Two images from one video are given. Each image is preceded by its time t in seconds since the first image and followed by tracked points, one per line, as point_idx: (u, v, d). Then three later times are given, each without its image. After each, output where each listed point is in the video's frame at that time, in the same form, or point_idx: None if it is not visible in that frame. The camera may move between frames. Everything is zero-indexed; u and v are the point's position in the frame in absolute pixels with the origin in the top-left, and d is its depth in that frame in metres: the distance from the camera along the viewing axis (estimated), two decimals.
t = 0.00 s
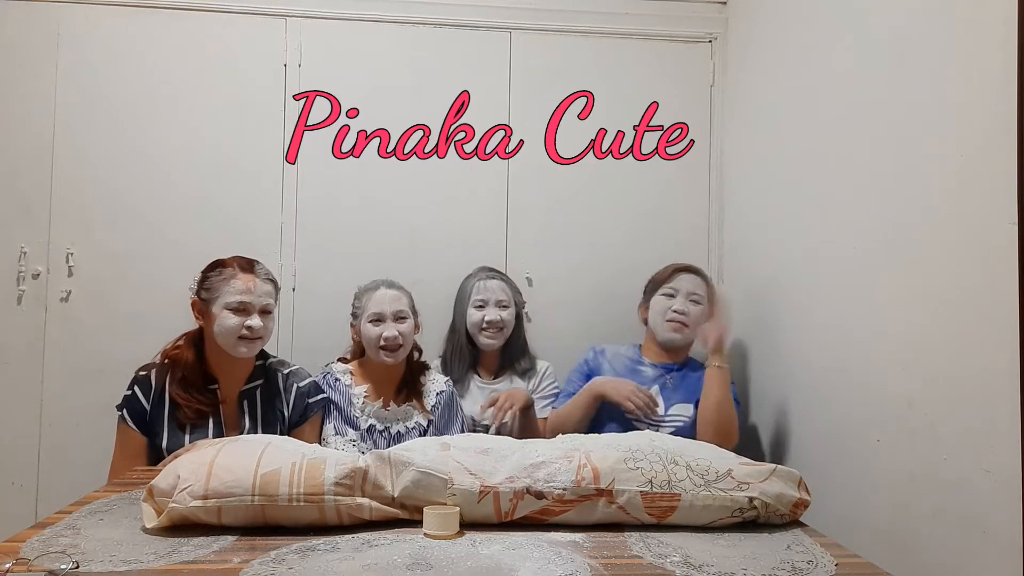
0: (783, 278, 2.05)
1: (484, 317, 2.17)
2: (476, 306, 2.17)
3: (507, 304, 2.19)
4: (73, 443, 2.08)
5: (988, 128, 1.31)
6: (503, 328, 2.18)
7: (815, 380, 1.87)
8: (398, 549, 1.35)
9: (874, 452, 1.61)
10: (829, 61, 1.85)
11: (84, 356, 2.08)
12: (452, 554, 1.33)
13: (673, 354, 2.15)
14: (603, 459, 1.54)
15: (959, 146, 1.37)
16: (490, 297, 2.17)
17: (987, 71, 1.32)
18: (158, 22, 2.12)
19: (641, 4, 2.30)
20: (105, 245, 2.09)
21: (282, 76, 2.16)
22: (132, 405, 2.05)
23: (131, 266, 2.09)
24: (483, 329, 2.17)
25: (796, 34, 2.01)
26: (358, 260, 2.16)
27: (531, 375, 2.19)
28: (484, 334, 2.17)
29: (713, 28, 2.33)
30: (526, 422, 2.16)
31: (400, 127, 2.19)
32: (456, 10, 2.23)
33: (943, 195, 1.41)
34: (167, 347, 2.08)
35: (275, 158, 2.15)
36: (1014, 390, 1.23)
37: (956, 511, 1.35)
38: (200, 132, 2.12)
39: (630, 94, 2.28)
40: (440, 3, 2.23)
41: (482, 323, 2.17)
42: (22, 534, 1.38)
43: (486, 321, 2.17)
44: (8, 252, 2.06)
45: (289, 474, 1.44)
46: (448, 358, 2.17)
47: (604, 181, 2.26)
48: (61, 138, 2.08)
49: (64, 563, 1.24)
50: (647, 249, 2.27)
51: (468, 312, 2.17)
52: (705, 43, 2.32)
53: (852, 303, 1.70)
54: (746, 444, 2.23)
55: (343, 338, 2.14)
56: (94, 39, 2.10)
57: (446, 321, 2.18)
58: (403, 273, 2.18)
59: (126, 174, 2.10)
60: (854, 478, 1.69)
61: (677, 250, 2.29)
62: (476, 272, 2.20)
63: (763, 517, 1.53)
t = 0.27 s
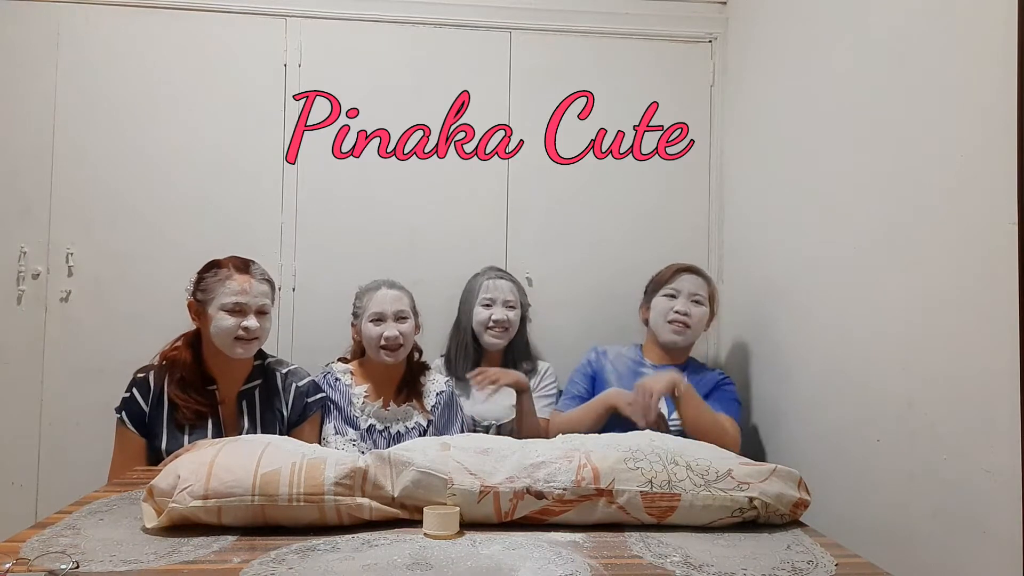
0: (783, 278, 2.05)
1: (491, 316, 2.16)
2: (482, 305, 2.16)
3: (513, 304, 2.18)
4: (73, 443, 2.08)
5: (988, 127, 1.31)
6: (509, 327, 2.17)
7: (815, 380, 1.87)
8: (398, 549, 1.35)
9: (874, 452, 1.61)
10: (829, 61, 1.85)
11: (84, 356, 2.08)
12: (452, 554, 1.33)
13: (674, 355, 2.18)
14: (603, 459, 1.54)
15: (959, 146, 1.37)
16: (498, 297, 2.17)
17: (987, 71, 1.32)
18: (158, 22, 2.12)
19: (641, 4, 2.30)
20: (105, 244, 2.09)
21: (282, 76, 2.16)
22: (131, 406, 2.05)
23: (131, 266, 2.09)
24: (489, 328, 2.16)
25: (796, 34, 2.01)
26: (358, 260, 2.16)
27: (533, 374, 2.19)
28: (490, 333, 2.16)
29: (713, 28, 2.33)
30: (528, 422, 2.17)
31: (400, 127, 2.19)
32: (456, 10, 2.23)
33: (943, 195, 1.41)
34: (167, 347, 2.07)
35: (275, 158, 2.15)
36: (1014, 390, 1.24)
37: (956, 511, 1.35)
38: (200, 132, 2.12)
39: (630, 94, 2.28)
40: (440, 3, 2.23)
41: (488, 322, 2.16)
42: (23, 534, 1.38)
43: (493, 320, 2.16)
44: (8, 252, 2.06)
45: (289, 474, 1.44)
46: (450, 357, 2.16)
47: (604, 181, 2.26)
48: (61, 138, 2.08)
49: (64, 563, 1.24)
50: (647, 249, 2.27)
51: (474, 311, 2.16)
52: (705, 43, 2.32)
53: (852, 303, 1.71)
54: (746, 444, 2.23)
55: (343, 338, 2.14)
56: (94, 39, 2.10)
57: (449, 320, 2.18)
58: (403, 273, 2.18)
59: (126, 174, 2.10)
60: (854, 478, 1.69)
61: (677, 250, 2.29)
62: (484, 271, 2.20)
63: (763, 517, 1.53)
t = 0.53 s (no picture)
0: (783, 277, 2.05)
1: (492, 319, 2.19)
2: (483, 307, 2.19)
3: (516, 309, 2.21)
4: (73, 442, 2.08)
5: (988, 127, 1.31)
6: (509, 332, 2.20)
7: (816, 380, 1.86)
8: (398, 549, 1.35)
9: (874, 452, 1.61)
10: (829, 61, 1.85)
11: (84, 356, 2.08)
12: (452, 554, 1.33)
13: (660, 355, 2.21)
14: (603, 459, 1.54)
15: (959, 146, 1.37)
16: (499, 299, 2.20)
17: (987, 71, 1.32)
18: (159, 22, 2.12)
19: (641, 4, 2.30)
20: (105, 244, 2.08)
21: (283, 75, 2.16)
22: (131, 406, 2.08)
23: (131, 266, 2.09)
24: (489, 331, 2.19)
25: (796, 34, 2.01)
26: (358, 260, 2.16)
27: (531, 375, 2.20)
28: (490, 335, 2.19)
29: (713, 28, 2.33)
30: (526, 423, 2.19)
31: (400, 127, 2.19)
32: (455, 10, 2.23)
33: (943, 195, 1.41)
34: (166, 347, 2.08)
35: (275, 158, 2.15)
36: (1014, 390, 1.24)
37: (956, 511, 1.35)
38: (200, 132, 2.12)
39: (630, 94, 2.28)
40: (440, 3, 2.23)
41: (489, 324, 2.19)
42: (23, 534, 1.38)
43: (493, 323, 2.19)
44: (9, 252, 2.06)
45: (289, 473, 1.44)
46: (450, 357, 2.18)
47: (604, 181, 2.26)
48: (61, 138, 2.08)
49: (63, 563, 1.24)
50: (647, 249, 2.27)
51: (475, 314, 2.19)
52: (705, 43, 2.32)
53: (852, 304, 1.71)
54: (746, 444, 2.23)
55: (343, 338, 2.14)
56: (94, 39, 2.10)
57: (450, 319, 2.18)
58: (403, 273, 2.18)
59: (127, 174, 2.10)
60: (854, 478, 1.69)
61: (677, 250, 2.29)
62: (487, 272, 2.21)
63: (763, 517, 1.53)
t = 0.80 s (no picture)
0: (784, 277, 2.05)
1: (493, 321, 2.19)
2: (484, 309, 2.19)
3: (515, 311, 2.21)
4: (73, 442, 2.08)
5: (989, 127, 1.31)
6: (508, 334, 2.20)
7: (816, 380, 1.86)
8: (398, 549, 1.35)
9: (875, 452, 1.61)
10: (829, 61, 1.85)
11: (84, 356, 2.08)
12: (452, 554, 1.32)
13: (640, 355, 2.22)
14: (603, 459, 1.54)
15: (959, 146, 1.37)
16: (500, 301, 2.20)
17: (987, 71, 1.32)
18: (158, 22, 2.12)
19: (641, 4, 2.30)
20: (105, 244, 2.08)
21: (282, 75, 2.16)
22: (131, 407, 2.08)
23: (131, 266, 2.09)
24: (489, 333, 2.19)
25: (796, 34, 2.01)
26: (357, 260, 2.16)
27: (535, 379, 2.21)
28: (489, 337, 2.19)
29: (713, 28, 2.32)
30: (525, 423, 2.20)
31: (400, 127, 2.19)
32: (456, 10, 2.23)
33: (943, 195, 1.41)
34: (166, 346, 2.09)
35: (275, 158, 2.15)
36: (1014, 390, 1.24)
37: (956, 511, 1.35)
38: (200, 132, 2.12)
39: (630, 94, 2.28)
40: (440, 3, 2.23)
41: (489, 326, 2.19)
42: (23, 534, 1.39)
43: (493, 325, 2.19)
44: (9, 252, 2.06)
45: (289, 473, 1.44)
46: (450, 358, 2.18)
47: (604, 181, 2.26)
48: (61, 138, 2.08)
49: (64, 563, 1.24)
50: (647, 249, 2.27)
51: (476, 315, 2.19)
52: (705, 43, 2.32)
53: (852, 304, 1.71)
54: (746, 444, 2.23)
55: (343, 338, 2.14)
56: (94, 39, 2.10)
57: (450, 320, 2.18)
58: (403, 273, 2.18)
59: (127, 174, 2.10)
60: (853, 478, 1.69)
61: (677, 250, 2.29)
62: (488, 273, 2.21)
63: (763, 517, 1.53)
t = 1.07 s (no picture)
0: (784, 277, 2.05)
1: (492, 322, 2.20)
2: (483, 310, 2.20)
3: (515, 312, 2.21)
4: (73, 443, 2.08)
5: (989, 127, 1.31)
6: (508, 335, 2.20)
7: (816, 380, 1.86)
8: (398, 549, 1.35)
9: (875, 452, 1.60)
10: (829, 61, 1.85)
11: (84, 356, 2.08)
12: (452, 554, 1.33)
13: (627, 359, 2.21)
14: (603, 459, 1.55)
15: (959, 146, 1.37)
16: (499, 302, 2.20)
17: (987, 71, 1.32)
18: (158, 22, 2.12)
19: (641, 4, 2.30)
20: (105, 244, 2.08)
21: (282, 75, 2.16)
22: (131, 407, 2.09)
23: (131, 266, 2.09)
24: (489, 334, 2.19)
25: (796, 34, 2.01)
26: (357, 260, 2.16)
27: (535, 379, 2.21)
28: (489, 338, 2.19)
29: (713, 28, 2.32)
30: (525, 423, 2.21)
31: (400, 127, 2.19)
32: (455, 10, 2.23)
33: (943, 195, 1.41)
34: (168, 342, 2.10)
35: (275, 158, 2.15)
36: (1014, 390, 1.24)
37: (956, 511, 1.35)
38: (200, 132, 2.12)
39: (630, 94, 2.28)
40: (440, 3, 2.23)
41: (488, 328, 2.19)
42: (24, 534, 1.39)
43: (493, 325, 2.20)
44: (8, 252, 2.06)
45: (289, 474, 1.44)
46: (450, 358, 2.18)
47: (604, 181, 2.26)
48: (61, 138, 2.08)
49: (64, 563, 1.24)
50: (647, 249, 2.27)
51: (476, 316, 2.19)
52: (705, 43, 2.32)
53: (852, 304, 1.70)
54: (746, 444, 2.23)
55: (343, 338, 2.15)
56: (94, 39, 2.10)
57: (450, 321, 2.19)
58: (403, 273, 2.17)
59: (127, 174, 2.10)
60: (853, 479, 1.69)
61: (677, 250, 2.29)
62: (487, 273, 2.20)
63: (763, 517, 1.53)
